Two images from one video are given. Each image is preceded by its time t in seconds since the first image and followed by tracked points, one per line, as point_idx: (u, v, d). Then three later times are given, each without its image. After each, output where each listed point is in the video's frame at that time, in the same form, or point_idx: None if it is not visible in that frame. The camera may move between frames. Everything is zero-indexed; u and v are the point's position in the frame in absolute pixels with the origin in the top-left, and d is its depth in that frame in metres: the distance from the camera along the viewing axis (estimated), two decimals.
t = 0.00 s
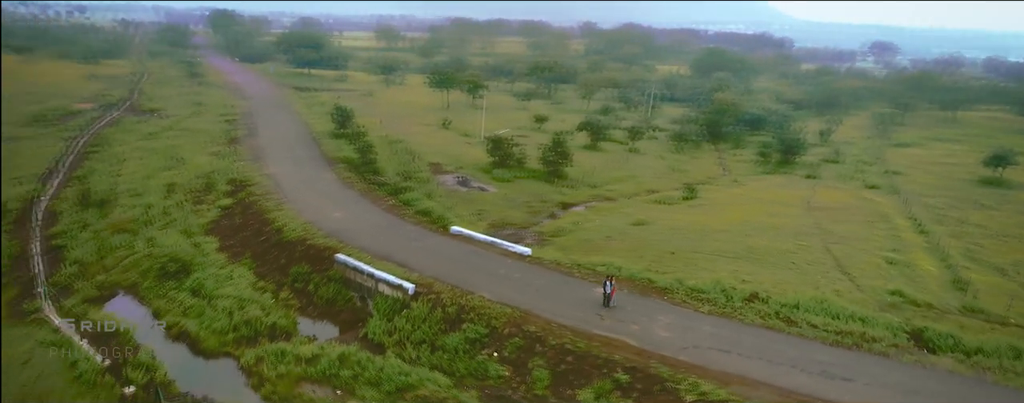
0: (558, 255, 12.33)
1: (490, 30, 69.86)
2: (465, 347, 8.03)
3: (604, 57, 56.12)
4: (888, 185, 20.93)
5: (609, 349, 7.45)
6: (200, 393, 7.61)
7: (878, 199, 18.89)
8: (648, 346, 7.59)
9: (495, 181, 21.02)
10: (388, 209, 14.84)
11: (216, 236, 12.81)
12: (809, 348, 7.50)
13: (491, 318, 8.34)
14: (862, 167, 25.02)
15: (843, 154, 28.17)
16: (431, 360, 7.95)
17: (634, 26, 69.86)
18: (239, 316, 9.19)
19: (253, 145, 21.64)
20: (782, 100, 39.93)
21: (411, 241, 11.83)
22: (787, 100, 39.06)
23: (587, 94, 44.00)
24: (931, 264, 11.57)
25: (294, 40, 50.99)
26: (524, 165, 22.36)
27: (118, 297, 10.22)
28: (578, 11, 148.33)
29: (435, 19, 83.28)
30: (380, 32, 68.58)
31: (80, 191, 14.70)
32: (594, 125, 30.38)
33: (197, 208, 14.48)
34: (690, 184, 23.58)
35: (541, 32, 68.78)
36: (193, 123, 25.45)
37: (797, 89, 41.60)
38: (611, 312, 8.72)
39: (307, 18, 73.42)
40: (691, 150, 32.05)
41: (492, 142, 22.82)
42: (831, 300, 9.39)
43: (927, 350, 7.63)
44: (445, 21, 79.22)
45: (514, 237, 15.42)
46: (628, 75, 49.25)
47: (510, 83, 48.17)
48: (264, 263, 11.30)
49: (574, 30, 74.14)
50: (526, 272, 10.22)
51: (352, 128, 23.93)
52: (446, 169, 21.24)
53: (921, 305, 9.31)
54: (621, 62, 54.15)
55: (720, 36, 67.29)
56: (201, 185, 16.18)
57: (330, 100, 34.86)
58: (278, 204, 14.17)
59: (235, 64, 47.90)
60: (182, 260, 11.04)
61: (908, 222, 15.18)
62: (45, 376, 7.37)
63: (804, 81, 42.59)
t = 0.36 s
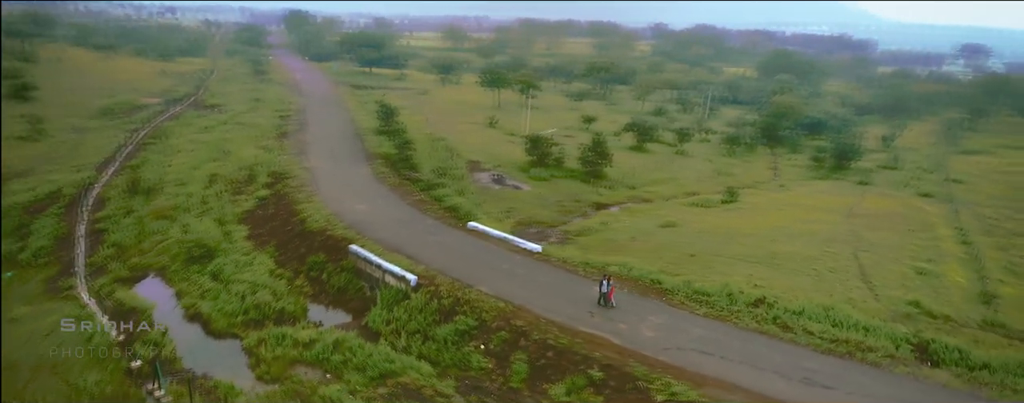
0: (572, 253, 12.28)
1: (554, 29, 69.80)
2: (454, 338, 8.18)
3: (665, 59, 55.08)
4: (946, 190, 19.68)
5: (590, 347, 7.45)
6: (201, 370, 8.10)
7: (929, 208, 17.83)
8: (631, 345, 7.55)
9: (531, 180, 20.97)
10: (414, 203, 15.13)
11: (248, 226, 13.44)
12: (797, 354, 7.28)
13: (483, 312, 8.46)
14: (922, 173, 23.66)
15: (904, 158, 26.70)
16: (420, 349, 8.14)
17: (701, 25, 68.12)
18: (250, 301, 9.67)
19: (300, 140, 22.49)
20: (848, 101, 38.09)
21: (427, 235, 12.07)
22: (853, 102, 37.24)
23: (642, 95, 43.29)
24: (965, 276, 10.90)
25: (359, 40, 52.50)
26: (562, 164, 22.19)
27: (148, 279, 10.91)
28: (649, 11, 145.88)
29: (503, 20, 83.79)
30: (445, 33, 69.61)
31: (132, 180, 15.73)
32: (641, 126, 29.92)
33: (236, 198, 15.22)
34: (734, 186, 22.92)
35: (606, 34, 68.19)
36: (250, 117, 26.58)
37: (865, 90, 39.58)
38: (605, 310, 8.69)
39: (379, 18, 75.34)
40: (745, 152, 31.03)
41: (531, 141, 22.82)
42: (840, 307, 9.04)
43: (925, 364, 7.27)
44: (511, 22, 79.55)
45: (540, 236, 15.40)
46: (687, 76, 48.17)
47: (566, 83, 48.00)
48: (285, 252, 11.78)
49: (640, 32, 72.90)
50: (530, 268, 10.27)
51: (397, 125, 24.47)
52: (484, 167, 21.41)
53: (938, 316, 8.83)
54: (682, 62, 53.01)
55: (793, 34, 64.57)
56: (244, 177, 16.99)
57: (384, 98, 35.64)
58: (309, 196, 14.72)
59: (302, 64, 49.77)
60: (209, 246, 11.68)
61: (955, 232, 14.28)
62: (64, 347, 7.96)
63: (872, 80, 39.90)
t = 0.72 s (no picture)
0: (588, 253, 12.26)
1: (619, 30, 68.91)
2: (446, 329, 8.36)
3: (730, 60, 53.42)
4: (1009, 198, 18.38)
5: (572, 343, 7.48)
6: (208, 349, 8.55)
7: (986, 220, 16.74)
8: (614, 343, 7.54)
9: (569, 179, 20.74)
10: (441, 199, 15.41)
11: (281, 216, 14.05)
12: (782, 359, 7.10)
13: (477, 304, 8.61)
14: (988, 180, 22.19)
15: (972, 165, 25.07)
16: (412, 337, 8.36)
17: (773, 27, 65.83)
18: (265, 286, 10.18)
19: (346, 137, 23.21)
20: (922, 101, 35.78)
21: (444, 230, 12.32)
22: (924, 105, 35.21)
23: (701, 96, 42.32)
24: (999, 290, 10.23)
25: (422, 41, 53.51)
26: (602, 164, 22.01)
27: (180, 261, 11.63)
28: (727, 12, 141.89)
29: (570, 21, 83.36)
30: (510, 33, 70.00)
31: (180, 172, 16.76)
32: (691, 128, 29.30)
33: (275, 190, 15.93)
34: (781, 190, 22.14)
35: (672, 34, 66.82)
36: (304, 115, 27.59)
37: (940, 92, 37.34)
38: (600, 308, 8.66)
39: (446, 19, 76.52)
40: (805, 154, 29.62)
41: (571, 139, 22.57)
42: (848, 315, 8.72)
43: (920, 378, 6.96)
44: (577, 23, 79.08)
45: (566, 235, 15.32)
46: (751, 79, 46.78)
47: (624, 84, 47.44)
48: (309, 241, 12.28)
49: (710, 33, 71.09)
50: (536, 265, 10.34)
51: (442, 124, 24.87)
52: (522, 166, 21.45)
53: (952, 329, 8.38)
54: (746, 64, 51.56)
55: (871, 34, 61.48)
56: (286, 170, 17.73)
57: (437, 97, 36.20)
58: (341, 190, 15.23)
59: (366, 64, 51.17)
60: (238, 233, 12.31)
61: (1006, 245, 13.38)
62: (86, 322, 8.64)
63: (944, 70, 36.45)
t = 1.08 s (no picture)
0: (605, 252, 12.19)
1: (687, 32, 67.45)
2: (440, 320, 8.54)
3: (802, 61, 51.36)
4: None
5: (556, 338, 7.52)
6: (220, 328, 9.07)
7: None
8: (599, 339, 7.53)
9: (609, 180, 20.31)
10: (470, 195, 15.65)
11: (314, 207, 14.62)
12: (766, 363, 6.93)
13: (473, 298, 8.76)
14: None
15: None
16: (407, 327, 8.60)
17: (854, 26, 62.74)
18: (282, 274, 10.70)
19: (392, 134, 23.85)
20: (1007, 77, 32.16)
21: (463, 224, 12.55)
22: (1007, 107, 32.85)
23: (762, 99, 40.84)
24: None
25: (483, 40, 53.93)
26: (644, 164, 21.68)
27: (213, 247, 12.31)
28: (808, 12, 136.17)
29: (640, 21, 82.13)
30: (576, 34, 69.72)
31: (228, 164, 17.70)
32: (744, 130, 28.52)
33: (313, 183, 16.58)
34: (832, 194, 21.27)
35: (744, 34, 64.79)
36: (357, 112, 28.49)
37: None
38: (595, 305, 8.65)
39: (513, 20, 76.87)
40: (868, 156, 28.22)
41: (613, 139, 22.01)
42: (854, 323, 8.40)
43: (911, 391, 6.66)
44: (647, 25, 77.90)
45: (593, 234, 15.17)
46: (820, 79, 44.92)
47: (685, 86, 46.39)
48: (334, 232, 12.74)
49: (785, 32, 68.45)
50: (543, 262, 10.41)
51: (487, 123, 25.10)
52: (562, 164, 21.44)
53: (965, 343, 7.96)
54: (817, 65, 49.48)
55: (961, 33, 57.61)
56: (327, 165, 18.39)
57: (491, 97, 36.59)
58: (374, 185, 15.72)
59: (428, 64, 52.07)
60: (268, 224, 12.93)
61: None
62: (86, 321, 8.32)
63: None
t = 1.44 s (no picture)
0: (623, 253, 12.16)
1: (760, 32, 65.23)
2: (439, 311, 8.77)
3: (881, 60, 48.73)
4: None
5: (542, 332, 7.60)
6: (236, 310, 9.58)
7: None
8: (585, 336, 7.57)
9: (648, 181, 20.19)
10: (501, 192, 15.85)
11: (348, 200, 15.15)
12: (749, 368, 6.80)
13: (473, 291, 8.95)
14: None
15: None
16: (408, 315, 8.87)
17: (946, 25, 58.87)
18: (303, 262, 11.22)
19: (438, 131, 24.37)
20: None
21: (484, 220, 12.76)
22: None
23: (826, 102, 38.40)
24: None
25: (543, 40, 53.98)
26: (687, 167, 21.22)
27: (247, 235, 13.00)
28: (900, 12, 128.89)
29: (715, 22, 80.00)
30: (644, 36, 68.74)
31: (276, 158, 18.57)
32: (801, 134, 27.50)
33: (352, 176, 17.17)
34: (886, 201, 20.28)
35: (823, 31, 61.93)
36: (409, 110, 29.22)
37: None
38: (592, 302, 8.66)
39: (579, 20, 76.33)
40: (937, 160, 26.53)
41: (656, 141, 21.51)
42: (860, 331, 8.10)
43: None
44: (720, 25, 75.82)
45: (621, 235, 14.99)
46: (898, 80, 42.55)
47: (749, 87, 45.01)
48: (362, 224, 13.21)
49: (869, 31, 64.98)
50: (552, 258, 10.49)
51: (533, 123, 25.25)
52: (603, 164, 21.32)
53: (975, 358, 7.61)
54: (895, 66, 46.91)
55: None
56: (369, 160, 18.98)
57: (545, 97, 36.70)
58: (408, 181, 16.16)
59: (489, 64, 52.69)
60: (300, 215, 13.53)
61: None
62: (87, 322, 8.47)
63: None
